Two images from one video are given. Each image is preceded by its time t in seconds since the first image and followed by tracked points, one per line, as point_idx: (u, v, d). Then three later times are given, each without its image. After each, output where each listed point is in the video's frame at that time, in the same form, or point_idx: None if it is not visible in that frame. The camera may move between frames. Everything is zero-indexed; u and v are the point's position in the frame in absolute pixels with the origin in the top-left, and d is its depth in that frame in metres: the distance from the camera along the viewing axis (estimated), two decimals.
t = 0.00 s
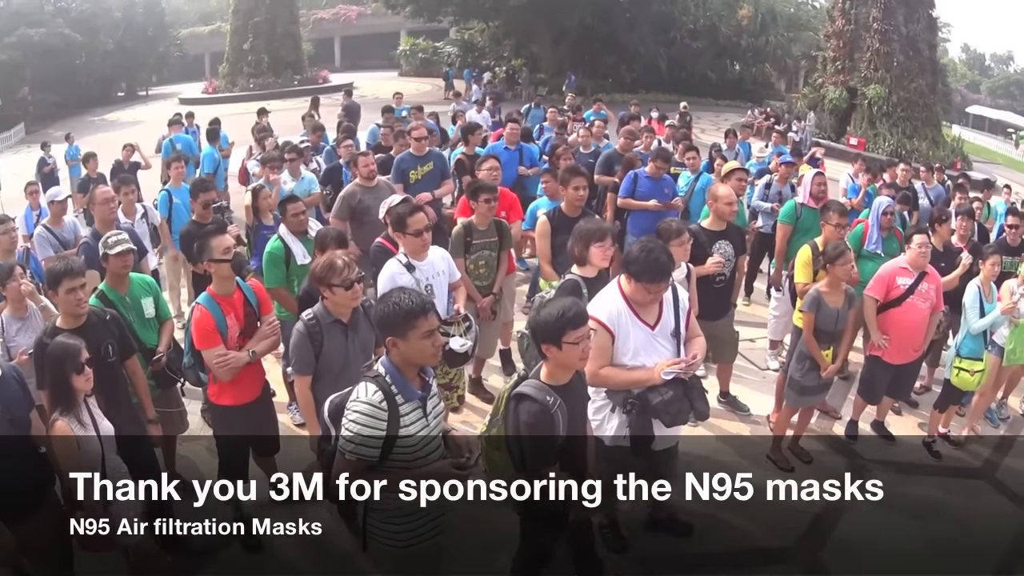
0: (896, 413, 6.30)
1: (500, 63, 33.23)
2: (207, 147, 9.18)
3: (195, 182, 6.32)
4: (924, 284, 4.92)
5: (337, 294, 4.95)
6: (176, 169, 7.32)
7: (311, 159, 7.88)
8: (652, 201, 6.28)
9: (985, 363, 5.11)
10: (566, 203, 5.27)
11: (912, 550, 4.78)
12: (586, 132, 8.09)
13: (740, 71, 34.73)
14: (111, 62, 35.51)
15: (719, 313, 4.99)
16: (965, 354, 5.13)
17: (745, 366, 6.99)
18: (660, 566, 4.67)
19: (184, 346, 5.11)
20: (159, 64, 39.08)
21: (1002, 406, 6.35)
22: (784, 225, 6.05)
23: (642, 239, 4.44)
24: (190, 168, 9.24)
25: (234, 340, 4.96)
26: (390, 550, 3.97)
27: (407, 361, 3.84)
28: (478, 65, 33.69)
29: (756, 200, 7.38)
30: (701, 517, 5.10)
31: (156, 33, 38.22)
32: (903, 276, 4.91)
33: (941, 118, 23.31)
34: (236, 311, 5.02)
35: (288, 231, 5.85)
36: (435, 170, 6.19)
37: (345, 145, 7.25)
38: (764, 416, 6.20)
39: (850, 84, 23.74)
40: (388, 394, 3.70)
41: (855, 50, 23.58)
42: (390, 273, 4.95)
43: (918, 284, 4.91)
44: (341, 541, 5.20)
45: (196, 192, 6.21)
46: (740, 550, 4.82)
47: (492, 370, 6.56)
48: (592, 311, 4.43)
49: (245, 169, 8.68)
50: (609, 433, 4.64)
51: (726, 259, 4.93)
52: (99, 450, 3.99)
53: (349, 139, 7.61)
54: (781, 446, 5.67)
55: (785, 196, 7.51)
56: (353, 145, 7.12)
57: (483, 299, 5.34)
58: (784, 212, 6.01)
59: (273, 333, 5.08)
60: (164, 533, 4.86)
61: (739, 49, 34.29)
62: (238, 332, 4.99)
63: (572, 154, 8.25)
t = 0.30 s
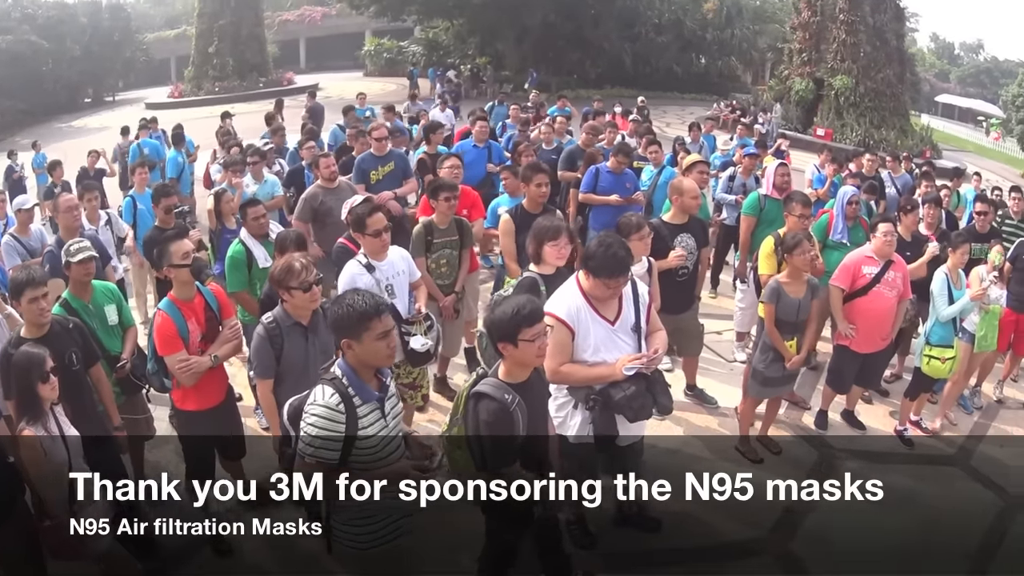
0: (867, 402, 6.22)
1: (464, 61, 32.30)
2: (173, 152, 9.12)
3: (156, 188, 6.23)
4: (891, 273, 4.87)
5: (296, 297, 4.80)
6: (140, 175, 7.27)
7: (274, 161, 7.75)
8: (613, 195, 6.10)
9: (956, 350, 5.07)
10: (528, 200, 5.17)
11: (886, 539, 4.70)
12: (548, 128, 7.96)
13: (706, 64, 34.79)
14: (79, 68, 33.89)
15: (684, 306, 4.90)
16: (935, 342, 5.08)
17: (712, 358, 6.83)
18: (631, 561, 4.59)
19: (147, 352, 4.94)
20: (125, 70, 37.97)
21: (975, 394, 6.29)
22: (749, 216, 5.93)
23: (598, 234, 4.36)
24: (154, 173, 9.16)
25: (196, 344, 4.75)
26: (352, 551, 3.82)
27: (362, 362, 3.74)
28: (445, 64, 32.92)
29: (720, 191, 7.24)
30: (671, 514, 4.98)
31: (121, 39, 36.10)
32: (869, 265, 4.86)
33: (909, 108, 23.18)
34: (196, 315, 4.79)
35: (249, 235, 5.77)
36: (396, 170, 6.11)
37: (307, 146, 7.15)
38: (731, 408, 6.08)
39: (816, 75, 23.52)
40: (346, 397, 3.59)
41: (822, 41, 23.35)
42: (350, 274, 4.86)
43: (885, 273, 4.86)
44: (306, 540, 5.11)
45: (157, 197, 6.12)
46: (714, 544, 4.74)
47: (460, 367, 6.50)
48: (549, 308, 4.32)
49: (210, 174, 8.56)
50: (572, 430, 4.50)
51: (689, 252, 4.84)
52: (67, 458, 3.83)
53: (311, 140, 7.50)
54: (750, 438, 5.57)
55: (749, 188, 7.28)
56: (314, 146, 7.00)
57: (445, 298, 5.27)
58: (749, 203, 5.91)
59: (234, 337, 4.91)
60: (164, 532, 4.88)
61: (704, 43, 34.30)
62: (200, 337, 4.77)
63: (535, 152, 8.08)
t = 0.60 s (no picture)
0: (848, 395, 6.14)
1: (440, 64, 32.26)
2: (149, 163, 9.11)
3: (129, 200, 6.19)
4: (867, 265, 4.88)
5: (266, 305, 4.66)
6: (116, 187, 7.24)
7: (248, 170, 7.68)
8: (586, 195, 5.99)
9: (935, 341, 5.06)
10: (501, 202, 5.09)
11: (875, 536, 4.64)
12: (521, 128, 7.89)
13: (682, 62, 34.91)
14: (55, 81, 33.60)
15: (660, 304, 4.87)
16: (914, 333, 5.08)
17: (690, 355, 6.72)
18: (612, 561, 4.51)
19: (123, 363, 4.77)
20: (103, 82, 37.75)
21: (959, 384, 6.23)
22: (723, 213, 5.82)
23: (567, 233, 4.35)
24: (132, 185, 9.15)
25: (170, 356, 4.60)
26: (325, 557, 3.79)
27: (331, 369, 3.67)
28: (419, 67, 32.70)
29: (694, 188, 7.21)
30: (651, 514, 4.88)
31: (98, 49, 35.99)
32: (845, 258, 4.87)
33: (886, 100, 23.22)
34: (170, 327, 4.64)
35: (222, 244, 5.74)
36: (370, 176, 6.06)
37: (280, 153, 7.09)
38: (711, 405, 5.98)
39: (793, 70, 23.59)
40: (315, 405, 3.53)
41: (797, 36, 23.42)
42: (323, 281, 4.80)
43: (861, 265, 4.86)
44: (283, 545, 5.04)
45: (131, 209, 6.08)
46: (698, 541, 4.67)
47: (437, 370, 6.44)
48: (519, 310, 4.26)
49: (185, 184, 8.51)
50: (547, 432, 4.45)
51: (663, 250, 4.78)
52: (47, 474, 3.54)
53: (286, 147, 7.45)
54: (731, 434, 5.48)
55: (724, 184, 7.25)
56: (287, 154, 6.93)
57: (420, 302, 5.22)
58: (723, 199, 5.79)
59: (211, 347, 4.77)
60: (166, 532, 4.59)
61: (679, 41, 34.21)
62: (175, 348, 4.63)
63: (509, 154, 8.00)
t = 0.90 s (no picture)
0: (830, 385, 6.07)
1: (416, 62, 32.05)
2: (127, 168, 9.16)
3: (103, 206, 6.16)
4: (846, 255, 4.84)
5: (240, 309, 4.55)
6: (93, 194, 7.25)
7: (224, 173, 7.63)
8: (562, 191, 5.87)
9: (917, 330, 5.05)
10: (475, 199, 5.05)
11: (858, 529, 4.58)
12: (496, 125, 7.84)
13: (659, 55, 35.46)
14: (33, 88, 33.38)
15: (637, 299, 4.83)
16: (895, 322, 5.07)
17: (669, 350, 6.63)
18: (594, 557, 4.45)
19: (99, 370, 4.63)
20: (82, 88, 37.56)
21: (942, 371, 6.21)
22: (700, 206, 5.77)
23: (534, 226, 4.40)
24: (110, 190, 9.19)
25: (146, 363, 4.48)
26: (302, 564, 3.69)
27: (303, 372, 3.57)
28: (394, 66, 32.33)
29: (671, 181, 7.10)
30: (629, 511, 4.79)
31: (75, 56, 35.39)
32: (823, 248, 4.83)
33: (864, 90, 23.37)
34: (146, 333, 4.54)
35: (197, 249, 5.69)
36: (345, 177, 5.98)
37: (255, 155, 7.04)
38: (690, 398, 5.91)
39: (769, 61, 23.72)
40: (289, 409, 3.43)
41: (773, 28, 23.52)
42: (297, 284, 4.74)
43: (840, 256, 4.83)
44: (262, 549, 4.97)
45: (105, 216, 6.03)
46: (681, 534, 4.62)
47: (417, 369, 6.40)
48: (492, 308, 4.20)
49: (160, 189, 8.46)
50: (525, 432, 4.39)
51: (638, 245, 4.73)
52: (29, 484, 3.46)
53: (261, 150, 7.40)
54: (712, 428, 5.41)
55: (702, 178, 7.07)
56: (262, 156, 6.89)
57: (397, 303, 5.19)
58: (699, 192, 5.73)
59: (186, 352, 4.61)
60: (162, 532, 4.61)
61: (656, 35, 34.75)
62: (150, 355, 4.51)
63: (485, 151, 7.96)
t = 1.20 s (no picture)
0: (795, 383, 6.00)
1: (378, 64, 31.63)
2: (89, 173, 9.04)
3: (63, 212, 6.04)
4: (809, 254, 4.79)
5: (196, 317, 4.29)
6: (54, 200, 7.20)
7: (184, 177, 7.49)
8: (522, 192, 5.75)
9: (882, 327, 4.97)
10: (433, 202, 5.00)
11: (827, 525, 4.56)
12: (457, 126, 7.75)
13: (621, 55, 35.48)
14: None
15: (598, 299, 4.78)
16: (860, 320, 4.99)
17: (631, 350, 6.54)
18: (559, 560, 4.38)
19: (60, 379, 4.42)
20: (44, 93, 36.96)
21: (909, 368, 6.20)
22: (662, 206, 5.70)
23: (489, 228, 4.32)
24: (71, 196, 9.05)
25: (107, 371, 4.29)
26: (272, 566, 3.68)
27: (260, 380, 3.49)
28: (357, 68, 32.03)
29: (633, 182, 7.01)
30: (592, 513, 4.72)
31: (40, 60, 34.98)
32: (787, 247, 4.78)
33: (829, 88, 23.50)
34: (107, 341, 4.32)
35: (157, 255, 5.58)
36: (305, 180, 5.95)
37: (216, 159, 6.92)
38: (654, 399, 5.82)
39: (732, 60, 23.84)
40: (246, 417, 3.34)
41: (737, 26, 23.64)
42: (255, 289, 4.66)
43: (803, 254, 4.78)
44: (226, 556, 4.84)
45: (65, 222, 5.92)
46: (644, 537, 4.56)
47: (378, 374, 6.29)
48: (452, 311, 4.09)
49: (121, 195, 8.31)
50: (487, 436, 4.29)
51: (599, 245, 4.67)
52: None
53: (223, 153, 7.27)
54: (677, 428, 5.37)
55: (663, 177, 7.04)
56: (223, 161, 6.76)
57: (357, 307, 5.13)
58: (660, 191, 5.67)
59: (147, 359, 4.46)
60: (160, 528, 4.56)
61: (618, 35, 34.94)
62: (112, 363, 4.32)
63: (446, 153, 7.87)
